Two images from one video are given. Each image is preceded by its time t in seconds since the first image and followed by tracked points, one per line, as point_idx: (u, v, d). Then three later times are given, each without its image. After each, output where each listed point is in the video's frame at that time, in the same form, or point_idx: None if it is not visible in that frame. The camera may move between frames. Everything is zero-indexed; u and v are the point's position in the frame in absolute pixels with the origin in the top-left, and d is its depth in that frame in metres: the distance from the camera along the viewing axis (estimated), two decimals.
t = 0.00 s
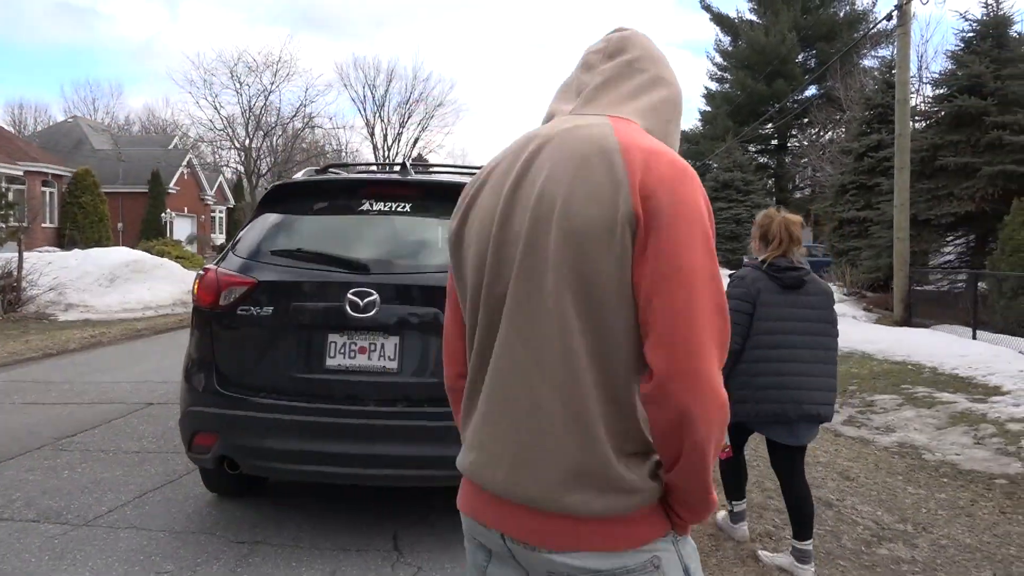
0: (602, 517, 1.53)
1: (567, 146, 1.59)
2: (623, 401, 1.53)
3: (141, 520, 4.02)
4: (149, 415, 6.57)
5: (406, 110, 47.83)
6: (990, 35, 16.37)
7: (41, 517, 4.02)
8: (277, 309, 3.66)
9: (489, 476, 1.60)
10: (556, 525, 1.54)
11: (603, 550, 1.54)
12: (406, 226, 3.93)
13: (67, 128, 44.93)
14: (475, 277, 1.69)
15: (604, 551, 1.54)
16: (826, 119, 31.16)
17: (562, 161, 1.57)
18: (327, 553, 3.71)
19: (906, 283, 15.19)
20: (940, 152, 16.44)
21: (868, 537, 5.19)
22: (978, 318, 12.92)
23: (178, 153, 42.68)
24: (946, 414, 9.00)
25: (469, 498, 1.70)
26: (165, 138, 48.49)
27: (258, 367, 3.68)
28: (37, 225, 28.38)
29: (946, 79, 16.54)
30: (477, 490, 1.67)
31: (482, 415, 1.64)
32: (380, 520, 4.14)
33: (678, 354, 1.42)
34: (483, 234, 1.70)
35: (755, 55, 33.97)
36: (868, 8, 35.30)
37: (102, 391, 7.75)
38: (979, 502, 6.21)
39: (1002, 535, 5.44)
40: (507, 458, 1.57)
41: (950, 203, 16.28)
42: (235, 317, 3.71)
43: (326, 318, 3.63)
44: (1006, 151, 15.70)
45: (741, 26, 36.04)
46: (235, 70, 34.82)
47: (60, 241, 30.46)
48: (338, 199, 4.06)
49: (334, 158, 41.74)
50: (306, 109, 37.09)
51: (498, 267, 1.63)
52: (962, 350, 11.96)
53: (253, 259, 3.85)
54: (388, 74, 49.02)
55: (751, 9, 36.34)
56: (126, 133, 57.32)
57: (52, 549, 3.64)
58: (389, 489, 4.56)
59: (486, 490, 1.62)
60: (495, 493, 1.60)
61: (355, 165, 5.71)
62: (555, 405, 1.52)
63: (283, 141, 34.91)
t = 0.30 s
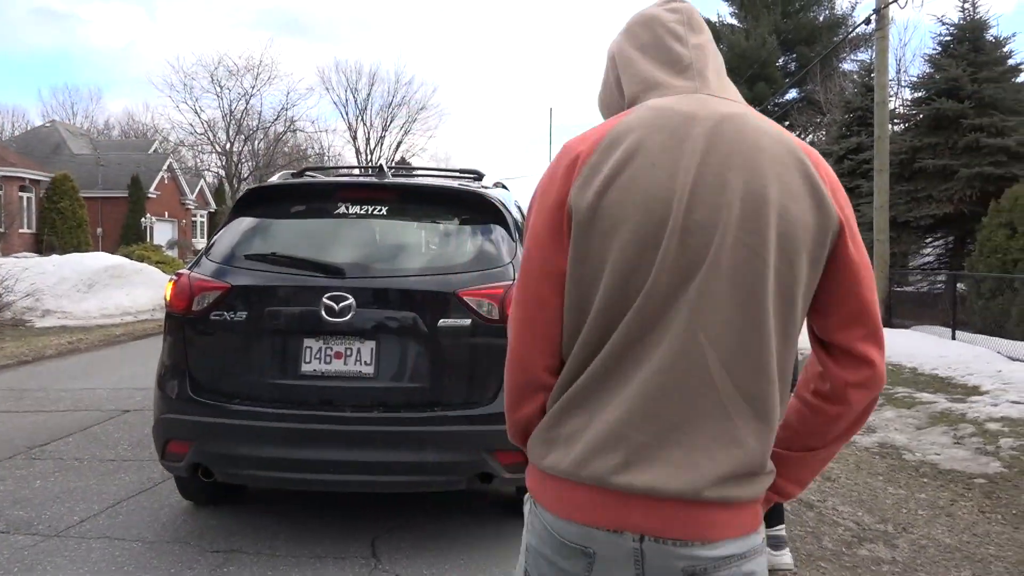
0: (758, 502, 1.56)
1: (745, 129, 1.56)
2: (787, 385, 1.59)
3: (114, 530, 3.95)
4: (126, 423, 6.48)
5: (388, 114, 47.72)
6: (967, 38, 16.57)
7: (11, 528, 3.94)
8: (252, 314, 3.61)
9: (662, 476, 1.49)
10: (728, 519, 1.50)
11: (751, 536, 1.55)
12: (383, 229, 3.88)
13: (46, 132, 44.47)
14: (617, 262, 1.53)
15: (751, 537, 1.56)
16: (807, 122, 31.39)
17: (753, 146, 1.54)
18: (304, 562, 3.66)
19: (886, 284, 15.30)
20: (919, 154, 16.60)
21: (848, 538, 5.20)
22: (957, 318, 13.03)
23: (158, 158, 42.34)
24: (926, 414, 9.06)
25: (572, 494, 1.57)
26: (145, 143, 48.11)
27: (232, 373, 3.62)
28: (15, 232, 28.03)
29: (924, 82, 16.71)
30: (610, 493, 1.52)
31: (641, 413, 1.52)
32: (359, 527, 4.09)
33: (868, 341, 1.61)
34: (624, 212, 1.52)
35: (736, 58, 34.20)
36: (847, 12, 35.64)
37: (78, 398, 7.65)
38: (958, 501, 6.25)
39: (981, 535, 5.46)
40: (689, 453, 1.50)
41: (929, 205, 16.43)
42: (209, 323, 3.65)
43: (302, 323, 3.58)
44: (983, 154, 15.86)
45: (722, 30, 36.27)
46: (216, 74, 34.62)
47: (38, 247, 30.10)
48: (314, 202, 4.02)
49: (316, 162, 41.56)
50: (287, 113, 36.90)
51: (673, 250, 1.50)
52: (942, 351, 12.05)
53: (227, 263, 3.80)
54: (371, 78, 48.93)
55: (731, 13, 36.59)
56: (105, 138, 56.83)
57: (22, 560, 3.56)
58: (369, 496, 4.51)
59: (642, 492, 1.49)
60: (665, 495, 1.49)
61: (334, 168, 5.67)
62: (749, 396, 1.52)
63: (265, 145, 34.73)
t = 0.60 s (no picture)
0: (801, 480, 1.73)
1: (780, 143, 1.68)
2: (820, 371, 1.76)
3: (117, 526, 3.94)
4: (129, 418, 6.48)
5: (393, 108, 47.66)
6: (974, 30, 16.37)
7: (13, 524, 3.94)
8: (252, 309, 3.59)
9: (740, 470, 1.61)
10: (788, 502, 1.66)
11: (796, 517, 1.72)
12: (384, 223, 3.86)
13: (51, 128, 44.55)
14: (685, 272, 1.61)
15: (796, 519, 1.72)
16: (812, 115, 31.24)
17: (790, 158, 1.67)
18: (306, 558, 3.64)
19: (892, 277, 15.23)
20: (925, 147, 16.50)
21: (854, 534, 5.17)
22: (964, 312, 12.96)
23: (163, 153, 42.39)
24: (932, 408, 9.01)
25: (641, 498, 1.66)
26: (151, 138, 48.20)
27: (233, 369, 3.61)
28: (21, 227, 28.09)
29: (930, 74, 16.58)
30: (686, 493, 1.62)
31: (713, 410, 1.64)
32: (362, 522, 4.08)
33: (874, 323, 1.80)
34: (691, 226, 1.60)
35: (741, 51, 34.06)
36: (853, 4, 35.44)
37: (82, 394, 7.65)
38: (965, 496, 6.21)
39: (988, 530, 5.42)
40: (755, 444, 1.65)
41: (935, 198, 16.33)
42: (210, 318, 3.64)
43: (302, 318, 3.56)
44: (990, 146, 15.76)
45: (727, 23, 36.11)
46: (220, 69, 34.62)
47: (44, 242, 30.17)
48: (315, 197, 4.00)
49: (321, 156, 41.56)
50: (291, 107, 36.86)
51: (736, 259, 1.61)
52: (949, 345, 11.99)
53: (227, 258, 3.77)
54: (375, 73, 48.87)
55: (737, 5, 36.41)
56: (111, 133, 56.96)
57: (23, 556, 3.55)
58: (373, 492, 4.50)
59: (715, 487, 1.61)
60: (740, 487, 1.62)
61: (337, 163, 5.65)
62: (797, 384, 1.67)
63: (269, 140, 34.72)
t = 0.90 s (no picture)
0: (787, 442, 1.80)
1: (719, 138, 1.73)
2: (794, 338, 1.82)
3: (110, 520, 3.93)
4: (123, 411, 6.46)
5: (388, 100, 47.54)
6: (969, 21, 16.38)
7: (5, 518, 3.92)
8: (245, 302, 3.57)
9: (742, 444, 1.65)
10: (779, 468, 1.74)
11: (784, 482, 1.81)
12: (377, 215, 3.83)
13: (44, 119, 44.36)
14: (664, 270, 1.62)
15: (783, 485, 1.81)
16: (808, 107, 31.26)
17: (733, 148, 1.73)
18: (300, 551, 3.64)
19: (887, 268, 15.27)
20: (920, 138, 16.52)
21: (847, 525, 5.19)
22: (958, 303, 13.00)
23: (157, 145, 42.22)
24: (926, 399, 9.04)
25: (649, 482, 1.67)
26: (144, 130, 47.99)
27: (226, 361, 3.59)
28: (14, 220, 27.95)
29: (926, 66, 16.59)
30: (689, 476, 1.65)
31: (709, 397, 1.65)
32: (356, 515, 4.07)
33: (845, 275, 1.87)
34: (657, 227, 1.61)
35: (737, 43, 34.08)
36: None
37: (75, 387, 7.62)
38: (959, 487, 6.23)
39: (981, 521, 5.45)
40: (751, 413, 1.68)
41: (930, 189, 16.34)
42: (203, 311, 3.62)
43: (295, 311, 3.53)
44: (985, 138, 15.77)
45: (723, 14, 36.07)
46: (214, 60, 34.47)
47: (37, 235, 30.03)
48: (309, 189, 3.98)
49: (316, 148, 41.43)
50: (286, 99, 36.70)
51: (706, 251, 1.64)
52: (943, 336, 12.03)
53: (220, 251, 3.75)
54: (370, 64, 48.71)
55: None
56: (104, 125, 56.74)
57: (16, 551, 3.54)
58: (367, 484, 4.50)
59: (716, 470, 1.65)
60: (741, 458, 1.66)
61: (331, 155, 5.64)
62: (777, 358, 1.72)
63: (264, 132, 34.60)
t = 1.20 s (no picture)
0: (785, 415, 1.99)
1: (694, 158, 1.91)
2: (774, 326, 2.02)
3: (102, 518, 3.89)
4: (113, 408, 6.41)
5: (378, 95, 47.39)
6: (958, 16, 16.43)
7: None
8: (239, 298, 3.53)
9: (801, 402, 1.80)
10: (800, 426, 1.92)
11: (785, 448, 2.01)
12: (370, 210, 3.80)
13: (30, 115, 43.99)
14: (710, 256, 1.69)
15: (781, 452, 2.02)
16: (797, 101, 31.33)
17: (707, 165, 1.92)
18: (296, 548, 3.61)
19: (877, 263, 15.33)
20: (910, 133, 16.57)
21: (842, 518, 5.20)
22: (948, 297, 13.07)
23: (145, 140, 41.95)
24: (917, 393, 9.08)
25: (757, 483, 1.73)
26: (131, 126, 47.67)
27: (219, 358, 3.55)
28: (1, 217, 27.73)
29: (915, 60, 16.63)
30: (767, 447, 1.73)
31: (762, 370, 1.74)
32: (351, 512, 4.05)
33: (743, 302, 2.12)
34: (704, 217, 1.70)
35: (726, 38, 34.37)
36: None
37: (65, 384, 7.55)
38: (951, 480, 6.25)
39: (974, 513, 5.47)
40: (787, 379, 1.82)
41: (920, 184, 16.41)
42: (195, 307, 3.58)
43: (289, 307, 3.50)
44: (974, 132, 15.84)
45: (713, 9, 36.11)
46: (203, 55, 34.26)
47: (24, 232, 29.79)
48: (301, 184, 3.94)
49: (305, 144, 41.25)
50: (275, 94, 36.52)
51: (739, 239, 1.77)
52: (933, 330, 12.08)
53: (212, 247, 3.70)
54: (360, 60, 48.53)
55: None
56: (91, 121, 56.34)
57: (7, 550, 3.49)
58: (362, 480, 4.48)
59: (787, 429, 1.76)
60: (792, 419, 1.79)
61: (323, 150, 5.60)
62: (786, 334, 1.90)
63: (253, 128, 34.42)
